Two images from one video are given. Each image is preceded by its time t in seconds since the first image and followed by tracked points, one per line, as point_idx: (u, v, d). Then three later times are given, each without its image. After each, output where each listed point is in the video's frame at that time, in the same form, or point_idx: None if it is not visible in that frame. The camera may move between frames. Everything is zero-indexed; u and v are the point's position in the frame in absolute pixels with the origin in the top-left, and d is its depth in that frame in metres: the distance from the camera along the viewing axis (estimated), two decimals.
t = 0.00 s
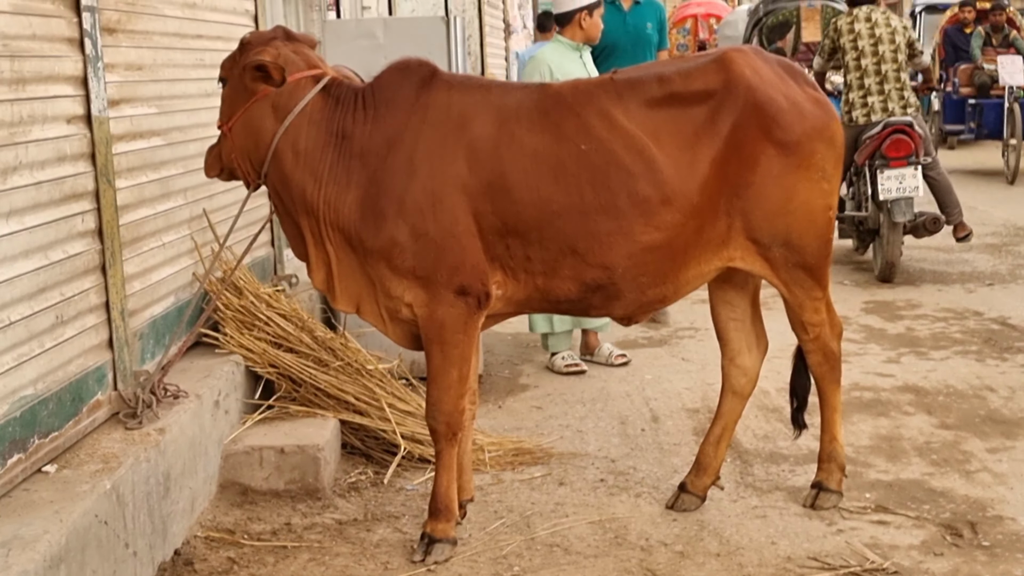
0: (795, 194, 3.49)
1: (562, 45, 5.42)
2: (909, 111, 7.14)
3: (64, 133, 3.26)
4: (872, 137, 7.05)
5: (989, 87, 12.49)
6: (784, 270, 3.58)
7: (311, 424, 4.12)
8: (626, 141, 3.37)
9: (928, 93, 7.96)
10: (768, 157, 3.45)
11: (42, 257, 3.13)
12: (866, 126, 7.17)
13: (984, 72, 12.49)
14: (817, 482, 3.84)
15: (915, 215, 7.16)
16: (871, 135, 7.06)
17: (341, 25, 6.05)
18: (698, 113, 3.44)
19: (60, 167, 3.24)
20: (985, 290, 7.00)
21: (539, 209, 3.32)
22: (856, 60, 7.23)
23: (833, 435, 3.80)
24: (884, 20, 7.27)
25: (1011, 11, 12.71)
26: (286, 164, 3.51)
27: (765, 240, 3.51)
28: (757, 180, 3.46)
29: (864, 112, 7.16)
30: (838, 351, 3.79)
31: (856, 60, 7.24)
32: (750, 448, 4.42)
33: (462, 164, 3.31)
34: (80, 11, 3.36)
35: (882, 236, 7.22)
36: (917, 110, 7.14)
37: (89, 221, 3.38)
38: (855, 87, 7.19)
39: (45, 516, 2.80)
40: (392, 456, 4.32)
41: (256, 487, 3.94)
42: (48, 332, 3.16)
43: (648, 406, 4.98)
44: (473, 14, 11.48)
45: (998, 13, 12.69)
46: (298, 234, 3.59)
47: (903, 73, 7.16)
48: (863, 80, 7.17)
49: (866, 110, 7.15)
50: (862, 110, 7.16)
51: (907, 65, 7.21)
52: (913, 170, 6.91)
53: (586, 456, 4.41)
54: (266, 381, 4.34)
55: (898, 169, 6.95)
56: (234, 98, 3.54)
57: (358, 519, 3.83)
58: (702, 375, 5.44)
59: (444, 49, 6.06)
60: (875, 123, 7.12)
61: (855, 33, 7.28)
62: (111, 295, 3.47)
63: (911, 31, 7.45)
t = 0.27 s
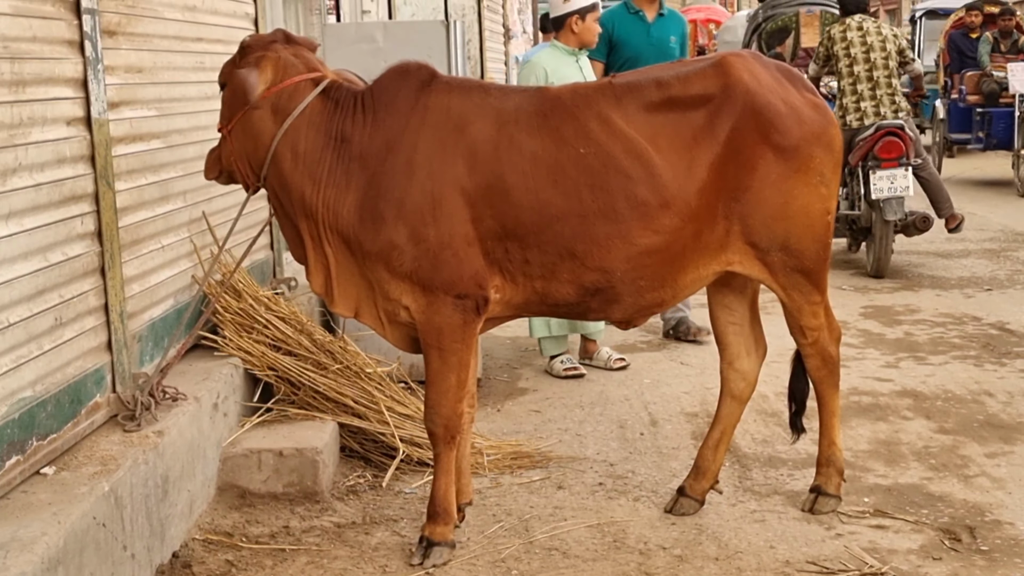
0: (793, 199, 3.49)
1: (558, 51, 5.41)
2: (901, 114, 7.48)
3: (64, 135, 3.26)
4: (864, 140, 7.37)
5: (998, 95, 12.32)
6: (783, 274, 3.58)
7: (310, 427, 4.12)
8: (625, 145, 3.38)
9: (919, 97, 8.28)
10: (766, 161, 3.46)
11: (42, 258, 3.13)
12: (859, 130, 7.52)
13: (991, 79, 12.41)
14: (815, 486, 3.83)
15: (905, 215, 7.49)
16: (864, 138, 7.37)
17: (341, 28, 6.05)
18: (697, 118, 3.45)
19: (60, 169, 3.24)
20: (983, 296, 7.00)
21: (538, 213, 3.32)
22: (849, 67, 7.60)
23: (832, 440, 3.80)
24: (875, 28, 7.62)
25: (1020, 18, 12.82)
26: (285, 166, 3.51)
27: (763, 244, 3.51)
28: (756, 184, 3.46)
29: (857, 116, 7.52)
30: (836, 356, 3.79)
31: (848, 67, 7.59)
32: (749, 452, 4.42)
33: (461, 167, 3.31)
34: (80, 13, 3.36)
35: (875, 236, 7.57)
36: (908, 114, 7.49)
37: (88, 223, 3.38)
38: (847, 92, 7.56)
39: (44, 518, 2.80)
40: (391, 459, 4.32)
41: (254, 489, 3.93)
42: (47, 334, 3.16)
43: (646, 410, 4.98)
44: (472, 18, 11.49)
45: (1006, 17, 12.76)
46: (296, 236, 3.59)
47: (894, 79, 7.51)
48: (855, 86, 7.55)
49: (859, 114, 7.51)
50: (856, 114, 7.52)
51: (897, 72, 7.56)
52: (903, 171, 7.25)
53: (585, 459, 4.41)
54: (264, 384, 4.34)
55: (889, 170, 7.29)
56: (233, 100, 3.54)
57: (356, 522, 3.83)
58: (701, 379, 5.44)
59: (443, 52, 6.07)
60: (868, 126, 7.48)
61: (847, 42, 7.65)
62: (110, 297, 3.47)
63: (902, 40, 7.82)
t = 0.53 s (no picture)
0: (792, 203, 3.49)
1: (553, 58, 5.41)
2: (895, 115, 7.80)
3: (63, 137, 3.26)
4: (858, 141, 7.66)
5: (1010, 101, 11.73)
6: (782, 278, 3.58)
7: (309, 429, 4.12)
8: (624, 149, 3.38)
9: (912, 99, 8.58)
10: (765, 165, 3.46)
11: (41, 260, 3.14)
12: (854, 130, 7.85)
13: (1003, 83, 11.81)
14: (815, 490, 3.83)
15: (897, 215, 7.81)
16: (859, 138, 7.64)
17: (341, 32, 6.15)
18: (696, 122, 3.45)
19: (59, 172, 3.24)
20: (983, 300, 7.01)
21: (537, 216, 3.32)
22: (845, 69, 7.91)
23: (831, 444, 3.80)
24: (871, 33, 7.93)
25: None
26: (284, 169, 3.51)
27: (762, 247, 3.52)
28: (754, 188, 3.46)
29: (852, 117, 7.85)
30: (835, 359, 3.78)
31: (844, 69, 7.90)
32: (748, 456, 4.42)
33: (460, 170, 3.31)
34: (80, 16, 3.36)
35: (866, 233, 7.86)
36: (901, 116, 7.79)
37: (88, 225, 3.38)
38: (843, 94, 7.89)
39: (43, 520, 2.80)
40: (390, 462, 4.32)
41: (253, 492, 3.93)
42: (46, 336, 3.16)
43: (646, 414, 4.98)
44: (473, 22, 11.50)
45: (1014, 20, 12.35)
46: (295, 239, 3.59)
47: (888, 82, 7.82)
48: (851, 88, 7.87)
49: (854, 116, 7.84)
50: (851, 115, 7.85)
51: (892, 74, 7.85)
52: (894, 172, 7.57)
53: (584, 463, 4.41)
54: (264, 387, 4.34)
55: (881, 170, 7.60)
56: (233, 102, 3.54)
57: (355, 525, 3.83)
58: (700, 383, 5.44)
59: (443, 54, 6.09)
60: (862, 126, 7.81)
61: (843, 45, 7.96)
62: (110, 299, 3.47)
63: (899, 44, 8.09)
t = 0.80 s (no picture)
0: (790, 206, 3.50)
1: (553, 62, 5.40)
2: (891, 117, 7.92)
3: (63, 141, 3.26)
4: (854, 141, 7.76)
5: None
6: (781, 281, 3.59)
7: (309, 433, 4.12)
8: (622, 152, 3.38)
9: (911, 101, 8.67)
10: (763, 168, 3.46)
11: (42, 264, 3.14)
12: (851, 132, 7.96)
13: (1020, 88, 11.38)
14: (815, 493, 3.83)
15: (891, 214, 7.92)
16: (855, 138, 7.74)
17: (341, 35, 6.10)
18: (694, 125, 3.46)
19: (59, 175, 3.24)
20: (982, 302, 7.01)
21: (535, 219, 3.32)
22: (843, 71, 8.02)
23: (831, 447, 3.80)
24: (870, 37, 8.03)
25: None
26: (283, 172, 3.51)
27: (761, 250, 3.52)
28: (753, 191, 3.47)
29: (849, 119, 7.96)
30: (835, 363, 3.78)
31: (843, 71, 8.00)
32: (748, 459, 4.42)
33: (458, 174, 3.32)
34: (80, 19, 3.36)
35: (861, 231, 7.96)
36: (897, 118, 7.92)
37: (88, 229, 3.38)
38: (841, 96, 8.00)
39: (43, 524, 2.80)
40: (390, 466, 4.32)
41: (253, 496, 3.93)
42: (45, 340, 3.15)
43: (646, 417, 4.98)
44: (473, 25, 11.50)
45: None
46: (294, 242, 3.59)
47: (885, 84, 7.93)
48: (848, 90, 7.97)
49: (851, 117, 7.95)
50: (848, 117, 7.97)
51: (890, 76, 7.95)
52: (888, 171, 7.67)
53: (584, 466, 4.41)
54: (264, 391, 4.34)
55: (875, 170, 7.71)
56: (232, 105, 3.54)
57: (355, 529, 3.83)
58: (700, 386, 5.44)
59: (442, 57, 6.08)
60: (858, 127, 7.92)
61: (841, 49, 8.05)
62: (110, 303, 3.47)
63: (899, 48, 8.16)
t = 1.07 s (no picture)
0: (788, 209, 3.50)
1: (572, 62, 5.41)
2: (889, 118, 7.95)
3: (63, 143, 3.27)
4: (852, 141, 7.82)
5: None
6: (778, 284, 3.59)
7: (308, 435, 4.12)
8: (619, 155, 3.38)
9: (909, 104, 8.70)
10: (760, 171, 3.46)
11: (41, 266, 3.14)
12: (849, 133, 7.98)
13: None
14: (813, 495, 3.83)
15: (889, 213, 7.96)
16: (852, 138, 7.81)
17: (341, 37, 6.07)
18: (691, 128, 3.46)
19: (58, 177, 3.24)
20: (981, 305, 7.01)
21: (532, 222, 3.32)
22: (842, 74, 8.04)
23: (830, 449, 3.80)
24: (870, 40, 8.05)
25: None
26: (280, 174, 3.51)
27: (758, 253, 3.52)
28: (750, 194, 3.47)
29: (848, 119, 7.98)
30: (833, 365, 3.79)
31: (843, 73, 8.02)
32: (747, 461, 4.42)
33: (456, 177, 3.32)
34: (80, 21, 3.37)
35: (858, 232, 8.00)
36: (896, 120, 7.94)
37: (87, 231, 3.38)
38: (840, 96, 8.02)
39: (42, 526, 2.79)
40: (389, 468, 4.32)
41: (252, 498, 3.92)
42: (44, 343, 3.15)
43: (645, 420, 4.97)
44: (472, 28, 11.50)
45: None
46: (291, 244, 3.59)
47: (884, 86, 7.94)
48: (847, 91, 7.99)
49: (850, 118, 7.97)
50: (847, 117, 7.98)
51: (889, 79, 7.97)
52: (886, 171, 7.72)
53: (583, 468, 4.40)
54: (263, 393, 4.34)
55: (873, 169, 7.76)
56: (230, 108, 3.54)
57: (354, 531, 3.83)
58: (699, 388, 5.44)
59: (442, 60, 6.07)
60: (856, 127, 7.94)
61: (841, 52, 8.07)
62: (109, 305, 3.47)
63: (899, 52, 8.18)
